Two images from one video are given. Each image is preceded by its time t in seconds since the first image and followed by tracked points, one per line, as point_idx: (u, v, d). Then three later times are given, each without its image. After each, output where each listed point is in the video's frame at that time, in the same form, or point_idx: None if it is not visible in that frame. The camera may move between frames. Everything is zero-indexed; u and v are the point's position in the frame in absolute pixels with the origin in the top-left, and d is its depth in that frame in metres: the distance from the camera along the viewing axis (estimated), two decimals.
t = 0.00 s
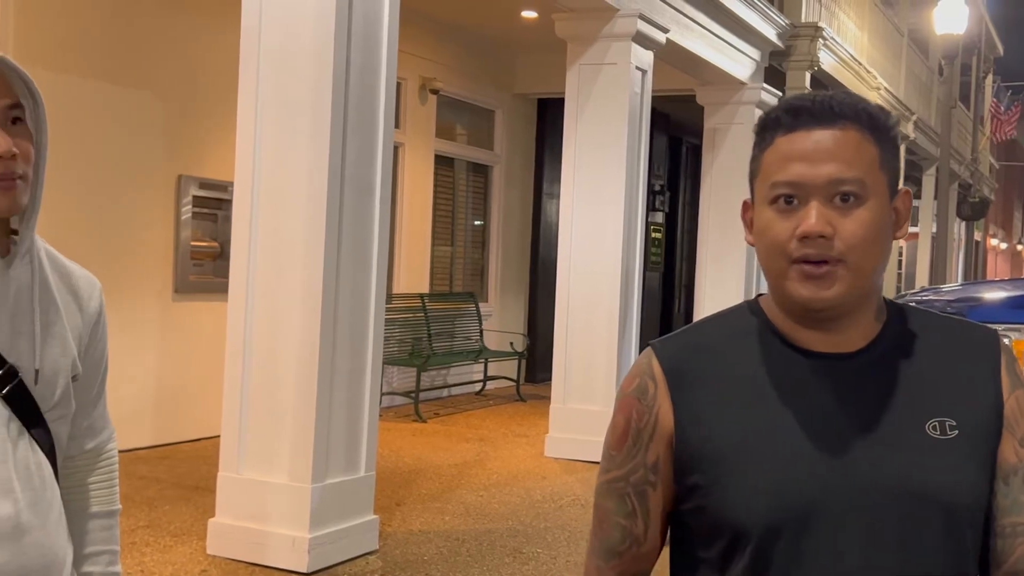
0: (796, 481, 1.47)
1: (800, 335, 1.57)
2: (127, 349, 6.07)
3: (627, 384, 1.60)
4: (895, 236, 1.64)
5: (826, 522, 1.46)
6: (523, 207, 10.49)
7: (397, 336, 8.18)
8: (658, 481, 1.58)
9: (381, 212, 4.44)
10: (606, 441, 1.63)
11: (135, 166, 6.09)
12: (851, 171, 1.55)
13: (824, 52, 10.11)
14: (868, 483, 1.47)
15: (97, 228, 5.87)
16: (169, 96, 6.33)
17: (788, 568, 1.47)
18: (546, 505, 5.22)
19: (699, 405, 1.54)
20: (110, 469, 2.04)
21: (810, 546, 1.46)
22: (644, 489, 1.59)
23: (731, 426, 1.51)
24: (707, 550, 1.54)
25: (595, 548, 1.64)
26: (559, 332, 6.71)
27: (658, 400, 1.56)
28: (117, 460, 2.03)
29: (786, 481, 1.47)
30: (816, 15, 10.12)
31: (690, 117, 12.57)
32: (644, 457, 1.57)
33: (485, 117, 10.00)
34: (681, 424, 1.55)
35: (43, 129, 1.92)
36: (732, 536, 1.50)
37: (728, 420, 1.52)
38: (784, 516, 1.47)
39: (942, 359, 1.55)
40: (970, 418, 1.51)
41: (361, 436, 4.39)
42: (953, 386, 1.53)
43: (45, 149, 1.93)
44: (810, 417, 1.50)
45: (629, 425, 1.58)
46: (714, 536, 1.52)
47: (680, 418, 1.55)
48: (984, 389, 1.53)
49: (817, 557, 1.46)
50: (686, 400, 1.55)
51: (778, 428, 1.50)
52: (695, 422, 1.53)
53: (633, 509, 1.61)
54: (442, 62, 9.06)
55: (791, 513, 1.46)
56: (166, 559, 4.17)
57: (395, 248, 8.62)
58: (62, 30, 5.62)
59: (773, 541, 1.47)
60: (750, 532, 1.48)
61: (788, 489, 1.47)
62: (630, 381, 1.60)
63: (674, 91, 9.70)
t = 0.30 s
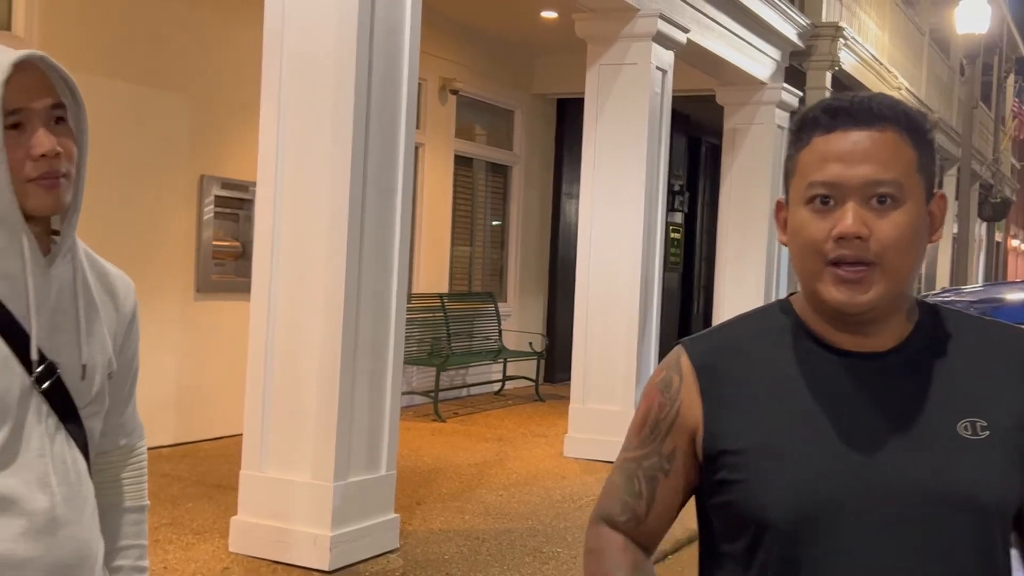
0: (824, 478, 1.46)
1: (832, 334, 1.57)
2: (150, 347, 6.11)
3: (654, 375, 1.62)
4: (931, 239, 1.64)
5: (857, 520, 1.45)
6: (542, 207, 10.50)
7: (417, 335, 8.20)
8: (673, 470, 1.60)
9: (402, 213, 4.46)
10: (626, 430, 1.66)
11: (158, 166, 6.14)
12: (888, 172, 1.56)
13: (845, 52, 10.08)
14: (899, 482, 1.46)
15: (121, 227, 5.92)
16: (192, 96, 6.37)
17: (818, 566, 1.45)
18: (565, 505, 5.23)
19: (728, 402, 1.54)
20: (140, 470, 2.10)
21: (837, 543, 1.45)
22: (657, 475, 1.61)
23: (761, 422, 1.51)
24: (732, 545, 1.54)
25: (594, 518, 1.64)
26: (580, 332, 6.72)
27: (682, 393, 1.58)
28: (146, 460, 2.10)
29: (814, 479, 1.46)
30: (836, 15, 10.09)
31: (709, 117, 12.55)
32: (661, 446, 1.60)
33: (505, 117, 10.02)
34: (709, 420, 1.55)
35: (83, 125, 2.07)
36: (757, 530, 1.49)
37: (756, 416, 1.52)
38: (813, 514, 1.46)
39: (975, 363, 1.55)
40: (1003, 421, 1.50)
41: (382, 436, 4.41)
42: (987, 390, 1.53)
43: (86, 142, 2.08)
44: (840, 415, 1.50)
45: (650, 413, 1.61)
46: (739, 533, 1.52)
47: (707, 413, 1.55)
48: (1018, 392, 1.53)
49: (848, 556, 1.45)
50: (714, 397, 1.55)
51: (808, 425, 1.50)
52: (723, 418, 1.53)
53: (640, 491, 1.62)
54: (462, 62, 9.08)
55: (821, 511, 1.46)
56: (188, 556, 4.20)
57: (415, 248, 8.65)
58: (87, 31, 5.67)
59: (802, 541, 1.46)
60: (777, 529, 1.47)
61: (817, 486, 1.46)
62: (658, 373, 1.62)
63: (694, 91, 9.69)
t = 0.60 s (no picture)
0: (871, 474, 1.45)
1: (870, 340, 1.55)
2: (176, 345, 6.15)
3: (698, 371, 1.62)
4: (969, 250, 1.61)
5: (905, 518, 1.44)
6: (563, 207, 10.51)
7: (440, 335, 8.22)
8: (715, 464, 1.55)
9: (426, 213, 4.47)
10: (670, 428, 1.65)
11: (184, 165, 6.18)
12: (928, 188, 1.52)
13: (869, 51, 10.04)
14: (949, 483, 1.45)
15: (148, 226, 5.96)
16: (217, 96, 6.41)
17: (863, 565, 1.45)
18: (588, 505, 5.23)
19: (768, 399, 1.52)
20: (176, 465, 2.09)
21: (887, 541, 1.44)
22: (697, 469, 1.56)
23: (799, 418, 1.49)
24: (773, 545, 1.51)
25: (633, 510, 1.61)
26: (602, 332, 6.72)
27: (725, 386, 1.56)
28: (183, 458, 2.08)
29: (859, 479, 1.45)
30: (860, 14, 10.05)
31: (731, 116, 12.53)
32: (702, 438, 1.56)
33: (527, 117, 10.03)
34: (750, 410, 1.53)
35: (122, 122, 2.07)
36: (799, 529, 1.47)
37: (798, 414, 1.50)
38: (860, 511, 1.45)
39: (1014, 361, 1.55)
40: None
41: (406, 435, 4.43)
42: None
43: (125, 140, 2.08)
44: (883, 414, 1.48)
45: (692, 406, 1.60)
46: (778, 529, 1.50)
47: (748, 402, 1.53)
48: None
49: (896, 555, 1.44)
50: (755, 394, 1.53)
51: (852, 425, 1.48)
52: (765, 416, 1.51)
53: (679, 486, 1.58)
54: (485, 61, 9.09)
55: (867, 510, 1.45)
56: (214, 553, 4.22)
57: (438, 247, 8.66)
58: (116, 33, 5.72)
59: (849, 539, 1.45)
60: (824, 527, 1.45)
61: (862, 483, 1.45)
62: (701, 370, 1.62)
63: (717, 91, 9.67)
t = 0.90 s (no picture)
0: (902, 474, 1.41)
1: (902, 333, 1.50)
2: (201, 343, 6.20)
3: (730, 375, 1.56)
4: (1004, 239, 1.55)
5: (936, 517, 1.41)
6: (585, 206, 10.52)
7: (462, 333, 8.24)
8: (767, 472, 1.49)
9: (450, 212, 4.48)
10: (712, 438, 1.60)
11: (208, 164, 6.22)
12: (962, 176, 1.48)
13: (894, 50, 9.98)
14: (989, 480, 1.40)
15: (174, 224, 6.00)
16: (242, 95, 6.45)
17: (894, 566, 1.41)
18: (611, 503, 5.22)
19: (800, 393, 1.48)
20: (205, 462, 2.09)
21: (920, 538, 1.41)
22: (752, 480, 1.51)
23: (829, 414, 1.45)
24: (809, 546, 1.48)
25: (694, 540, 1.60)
26: (624, 330, 6.71)
27: (759, 389, 1.50)
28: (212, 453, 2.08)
29: (891, 478, 1.41)
30: (885, 13, 9.98)
31: (753, 115, 12.48)
32: (748, 447, 1.51)
33: (549, 116, 10.04)
34: (781, 413, 1.48)
35: (153, 120, 2.04)
36: (832, 525, 1.45)
37: (827, 409, 1.46)
38: (891, 510, 1.41)
39: None
40: None
41: (430, 433, 4.43)
42: None
43: (155, 136, 2.04)
44: (918, 407, 1.44)
45: (733, 415, 1.54)
46: (812, 527, 1.47)
47: (779, 403, 1.48)
48: None
49: (926, 554, 1.41)
50: (786, 388, 1.49)
51: (886, 420, 1.44)
52: (798, 415, 1.47)
53: (735, 505, 1.54)
54: (508, 60, 9.10)
55: (898, 508, 1.41)
56: (238, 549, 4.24)
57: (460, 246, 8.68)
58: (142, 33, 5.76)
59: (881, 535, 1.42)
60: (855, 523, 1.43)
61: (894, 481, 1.41)
62: (733, 373, 1.56)
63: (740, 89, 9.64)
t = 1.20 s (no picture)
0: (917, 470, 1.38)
1: (921, 325, 1.45)
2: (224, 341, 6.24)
3: (749, 370, 1.54)
4: None
5: (949, 516, 1.36)
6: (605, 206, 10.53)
7: (483, 332, 8.25)
8: (778, 469, 1.51)
9: (471, 209, 4.49)
10: (726, 428, 1.59)
11: (231, 164, 6.25)
12: (988, 154, 1.45)
13: (916, 49, 9.92)
14: (1014, 483, 1.36)
15: (198, 223, 6.04)
16: (264, 94, 6.48)
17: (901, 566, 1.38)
18: (632, 503, 5.22)
19: (817, 385, 1.46)
20: (233, 460, 2.10)
21: (927, 539, 1.37)
22: (763, 477, 1.52)
23: (845, 409, 1.43)
24: (819, 545, 1.45)
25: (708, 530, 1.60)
26: (645, 330, 6.71)
27: (778, 385, 1.49)
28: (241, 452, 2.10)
29: (904, 475, 1.38)
30: (907, 11, 9.93)
31: (773, 114, 12.45)
32: (762, 443, 1.51)
33: (569, 115, 10.04)
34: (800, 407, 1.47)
35: (183, 122, 2.03)
36: (842, 523, 1.42)
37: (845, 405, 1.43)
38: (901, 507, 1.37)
39: None
40: None
41: (450, 432, 4.45)
42: None
43: (186, 137, 2.03)
44: (936, 402, 1.40)
45: (749, 408, 1.53)
46: (823, 524, 1.44)
47: (798, 396, 1.46)
48: None
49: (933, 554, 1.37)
50: (805, 382, 1.47)
51: (904, 415, 1.40)
52: (816, 410, 1.45)
53: (750, 498, 1.55)
54: (529, 60, 9.11)
55: (907, 505, 1.37)
56: (261, 547, 4.27)
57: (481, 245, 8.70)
58: (166, 32, 5.80)
59: (888, 534, 1.38)
60: (864, 519, 1.39)
61: (907, 476, 1.38)
62: (751, 368, 1.54)
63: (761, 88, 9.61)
